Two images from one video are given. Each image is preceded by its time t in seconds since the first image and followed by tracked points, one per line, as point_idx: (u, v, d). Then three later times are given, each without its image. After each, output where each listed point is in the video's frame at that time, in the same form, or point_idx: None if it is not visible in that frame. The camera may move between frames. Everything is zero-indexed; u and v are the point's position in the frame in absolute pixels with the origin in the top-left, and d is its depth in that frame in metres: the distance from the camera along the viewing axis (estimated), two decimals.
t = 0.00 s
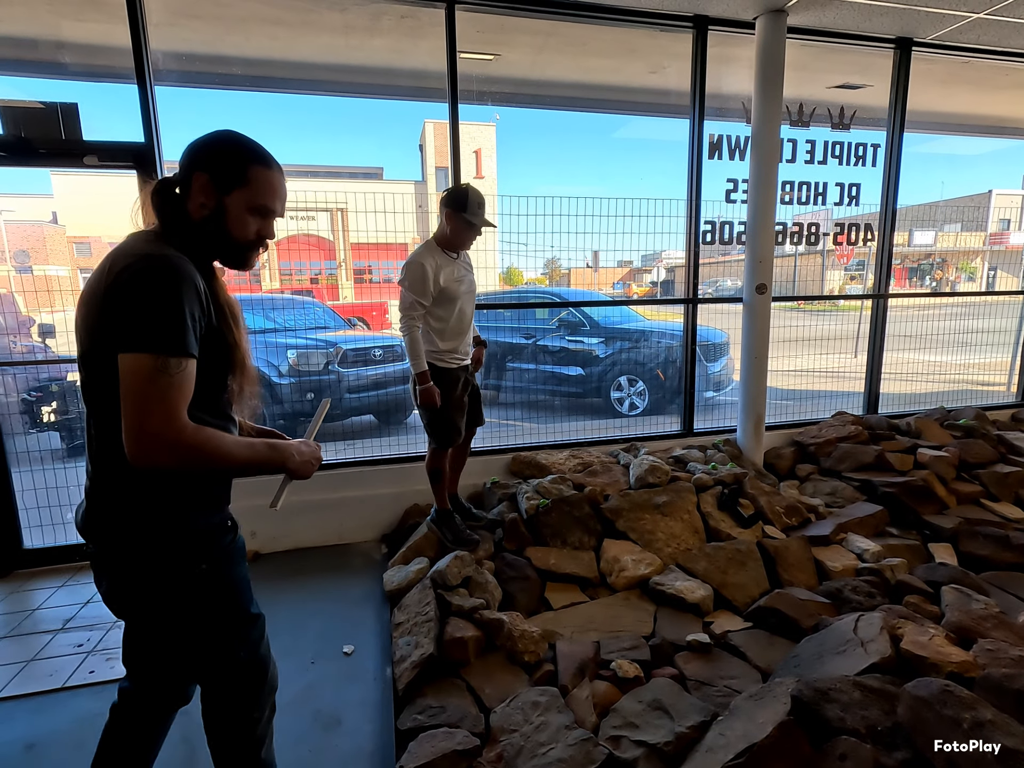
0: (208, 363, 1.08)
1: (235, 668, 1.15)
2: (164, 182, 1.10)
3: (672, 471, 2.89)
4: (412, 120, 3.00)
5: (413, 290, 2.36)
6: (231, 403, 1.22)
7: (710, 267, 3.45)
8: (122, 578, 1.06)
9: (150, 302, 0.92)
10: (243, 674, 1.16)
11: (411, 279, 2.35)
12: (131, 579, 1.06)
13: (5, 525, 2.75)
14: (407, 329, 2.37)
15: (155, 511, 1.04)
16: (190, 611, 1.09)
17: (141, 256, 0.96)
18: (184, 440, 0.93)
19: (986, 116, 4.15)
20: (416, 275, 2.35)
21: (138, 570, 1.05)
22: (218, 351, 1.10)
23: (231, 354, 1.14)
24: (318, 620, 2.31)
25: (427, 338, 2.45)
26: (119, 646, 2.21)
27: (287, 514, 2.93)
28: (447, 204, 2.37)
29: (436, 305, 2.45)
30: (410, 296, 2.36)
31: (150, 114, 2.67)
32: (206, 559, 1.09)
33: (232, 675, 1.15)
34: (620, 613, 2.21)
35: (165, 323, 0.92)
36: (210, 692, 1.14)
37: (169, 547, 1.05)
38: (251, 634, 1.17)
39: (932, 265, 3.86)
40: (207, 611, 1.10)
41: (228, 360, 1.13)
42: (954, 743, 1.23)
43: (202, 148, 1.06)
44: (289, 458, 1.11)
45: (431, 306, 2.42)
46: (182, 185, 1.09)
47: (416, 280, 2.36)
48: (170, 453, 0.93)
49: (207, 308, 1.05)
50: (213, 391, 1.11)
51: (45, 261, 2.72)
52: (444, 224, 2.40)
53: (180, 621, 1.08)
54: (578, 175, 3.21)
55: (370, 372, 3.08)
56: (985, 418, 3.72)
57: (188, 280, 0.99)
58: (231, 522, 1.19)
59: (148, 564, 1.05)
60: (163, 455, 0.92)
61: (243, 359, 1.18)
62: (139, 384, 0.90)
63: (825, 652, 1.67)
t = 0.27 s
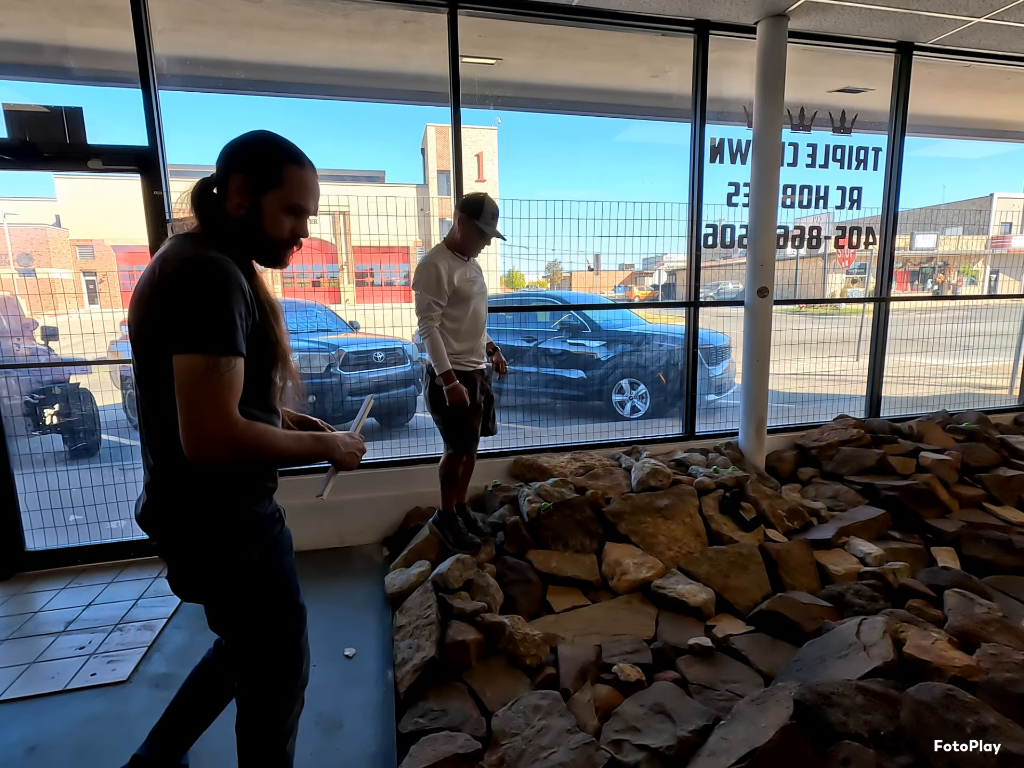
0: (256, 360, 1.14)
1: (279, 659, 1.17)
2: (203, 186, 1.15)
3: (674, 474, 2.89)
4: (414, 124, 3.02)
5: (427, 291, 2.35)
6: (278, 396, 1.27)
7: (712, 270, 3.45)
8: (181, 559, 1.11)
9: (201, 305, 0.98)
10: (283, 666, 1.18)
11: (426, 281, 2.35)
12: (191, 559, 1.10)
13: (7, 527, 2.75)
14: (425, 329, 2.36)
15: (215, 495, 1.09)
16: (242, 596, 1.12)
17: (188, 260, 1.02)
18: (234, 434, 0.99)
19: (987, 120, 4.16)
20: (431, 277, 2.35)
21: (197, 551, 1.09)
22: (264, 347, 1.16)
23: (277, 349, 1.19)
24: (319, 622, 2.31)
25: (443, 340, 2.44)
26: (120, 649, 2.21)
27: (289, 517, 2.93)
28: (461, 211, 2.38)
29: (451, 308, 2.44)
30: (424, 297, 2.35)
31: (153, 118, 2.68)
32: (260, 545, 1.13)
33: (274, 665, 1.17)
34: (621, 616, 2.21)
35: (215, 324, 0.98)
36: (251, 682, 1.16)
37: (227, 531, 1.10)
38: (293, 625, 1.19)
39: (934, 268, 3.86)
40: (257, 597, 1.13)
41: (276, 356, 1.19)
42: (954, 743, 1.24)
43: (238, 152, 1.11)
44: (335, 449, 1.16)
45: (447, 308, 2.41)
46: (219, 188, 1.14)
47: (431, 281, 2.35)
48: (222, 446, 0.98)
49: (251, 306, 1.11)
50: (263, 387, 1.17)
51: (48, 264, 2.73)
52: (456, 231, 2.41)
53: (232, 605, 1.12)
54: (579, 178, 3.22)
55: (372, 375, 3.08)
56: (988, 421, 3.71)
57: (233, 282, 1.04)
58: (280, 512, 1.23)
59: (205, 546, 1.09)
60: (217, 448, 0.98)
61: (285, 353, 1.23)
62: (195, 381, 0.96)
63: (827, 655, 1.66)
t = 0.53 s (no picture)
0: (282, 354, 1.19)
1: (299, 647, 1.24)
2: (229, 192, 1.21)
3: (673, 476, 2.89)
4: (413, 127, 3.02)
5: (444, 301, 2.37)
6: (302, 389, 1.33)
7: (710, 273, 3.46)
8: (213, 546, 1.18)
9: (233, 301, 1.02)
10: (302, 653, 1.25)
11: (443, 291, 2.37)
12: (223, 548, 1.16)
13: (5, 529, 2.75)
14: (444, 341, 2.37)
15: (249, 488, 1.15)
16: (269, 584, 1.19)
17: (219, 260, 1.07)
18: (268, 423, 1.03)
19: (984, 124, 4.18)
20: (449, 286, 2.37)
21: (229, 541, 1.16)
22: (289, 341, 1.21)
23: (299, 342, 1.24)
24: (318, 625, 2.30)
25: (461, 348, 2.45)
26: (118, 652, 2.21)
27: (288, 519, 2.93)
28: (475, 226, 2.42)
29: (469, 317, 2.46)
30: (441, 307, 2.37)
31: (153, 120, 2.69)
32: (287, 537, 1.21)
33: (294, 652, 1.24)
34: (621, 619, 2.21)
35: (247, 319, 1.02)
36: (271, 667, 1.23)
37: (259, 522, 1.16)
38: (312, 614, 1.26)
39: (931, 271, 3.88)
40: (283, 586, 1.20)
41: (298, 349, 1.24)
42: (954, 742, 1.24)
43: (261, 157, 1.16)
44: (358, 439, 1.22)
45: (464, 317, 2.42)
46: (244, 193, 1.19)
47: (449, 290, 2.37)
48: (256, 436, 1.02)
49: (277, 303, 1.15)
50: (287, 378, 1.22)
51: (46, 266, 2.73)
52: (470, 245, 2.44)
53: (260, 592, 1.19)
54: (578, 181, 3.23)
55: (371, 377, 3.09)
56: (985, 424, 3.73)
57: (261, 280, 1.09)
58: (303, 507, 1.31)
59: (237, 535, 1.16)
60: (251, 438, 1.02)
61: (309, 349, 1.28)
62: (231, 374, 1.00)
63: (826, 658, 1.66)
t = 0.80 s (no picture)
0: (281, 356, 1.32)
1: (305, 623, 1.36)
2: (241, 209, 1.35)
3: (667, 477, 2.91)
4: (409, 129, 3.03)
5: (477, 320, 2.23)
6: (310, 389, 1.44)
7: (704, 275, 3.48)
8: (233, 526, 1.34)
9: (226, 311, 1.16)
10: (308, 629, 1.36)
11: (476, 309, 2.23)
12: (239, 528, 1.32)
13: None
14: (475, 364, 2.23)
15: (257, 476, 1.29)
16: (277, 562, 1.33)
17: (221, 274, 1.21)
18: (254, 416, 1.16)
19: (973, 128, 4.23)
20: (484, 305, 2.22)
21: (243, 522, 1.31)
22: (289, 344, 1.33)
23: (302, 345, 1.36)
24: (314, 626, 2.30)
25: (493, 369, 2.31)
26: (112, 654, 2.20)
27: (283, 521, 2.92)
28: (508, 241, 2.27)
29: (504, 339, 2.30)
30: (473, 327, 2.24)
31: (148, 119, 2.66)
32: (293, 520, 1.33)
33: (301, 628, 1.35)
34: (615, 619, 2.22)
35: (236, 326, 1.16)
36: (280, 640, 1.35)
37: (267, 506, 1.30)
38: (317, 594, 1.38)
39: (922, 273, 3.92)
40: (289, 564, 1.33)
41: (300, 352, 1.36)
42: (953, 742, 1.23)
43: (267, 178, 1.28)
44: (350, 431, 1.29)
45: (498, 340, 2.27)
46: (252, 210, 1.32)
47: (484, 310, 2.23)
48: (245, 428, 1.16)
49: (274, 310, 1.28)
50: (290, 379, 1.35)
51: (37, 265, 2.70)
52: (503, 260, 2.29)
53: (269, 570, 1.33)
54: (573, 183, 3.24)
55: (365, 378, 3.10)
56: (975, 425, 3.77)
57: (255, 290, 1.23)
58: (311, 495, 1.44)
59: (248, 518, 1.31)
60: (242, 429, 1.16)
61: (313, 348, 1.40)
62: (222, 375, 1.15)
63: (819, 657, 1.69)
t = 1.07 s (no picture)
0: (265, 349, 1.44)
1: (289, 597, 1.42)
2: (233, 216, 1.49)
3: (657, 475, 2.94)
4: (401, 128, 3.04)
5: (522, 345, 2.07)
6: (296, 381, 1.56)
7: (694, 275, 3.52)
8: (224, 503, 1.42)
9: (208, 308, 1.30)
10: (292, 603, 1.43)
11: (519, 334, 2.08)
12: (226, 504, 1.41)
13: None
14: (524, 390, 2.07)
15: (243, 455, 1.38)
16: (262, 537, 1.40)
17: (208, 275, 1.35)
18: (226, 401, 1.30)
19: (958, 131, 4.30)
20: (530, 327, 2.06)
21: (231, 498, 1.39)
22: (274, 338, 1.45)
23: (284, 341, 1.48)
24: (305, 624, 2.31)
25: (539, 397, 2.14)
26: (102, 653, 2.19)
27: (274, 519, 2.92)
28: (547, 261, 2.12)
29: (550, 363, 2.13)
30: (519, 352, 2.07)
31: (138, 116, 2.67)
32: (278, 498, 1.41)
33: (285, 601, 1.42)
34: (605, 614, 2.25)
35: (215, 321, 1.30)
36: (265, 613, 1.41)
37: (252, 483, 1.39)
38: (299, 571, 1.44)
39: (909, 274, 3.99)
40: (273, 540, 1.41)
41: (284, 346, 1.48)
42: (954, 743, 1.19)
43: (253, 187, 1.41)
44: (321, 417, 1.41)
45: (546, 364, 2.12)
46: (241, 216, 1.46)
47: (530, 332, 2.06)
48: (222, 411, 1.30)
49: (257, 306, 1.41)
50: (274, 372, 1.46)
51: (23, 264, 2.69)
52: (545, 282, 2.15)
53: (254, 544, 1.40)
54: (564, 184, 3.27)
55: (355, 378, 3.10)
56: (958, 423, 3.84)
57: (237, 289, 1.36)
58: (297, 477, 1.52)
59: (234, 494, 1.40)
60: (215, 413, 1.30)
61: (296, 342, 1.53)
62: (199, 365, 1.29)
63: (803, 650, 1.72)
